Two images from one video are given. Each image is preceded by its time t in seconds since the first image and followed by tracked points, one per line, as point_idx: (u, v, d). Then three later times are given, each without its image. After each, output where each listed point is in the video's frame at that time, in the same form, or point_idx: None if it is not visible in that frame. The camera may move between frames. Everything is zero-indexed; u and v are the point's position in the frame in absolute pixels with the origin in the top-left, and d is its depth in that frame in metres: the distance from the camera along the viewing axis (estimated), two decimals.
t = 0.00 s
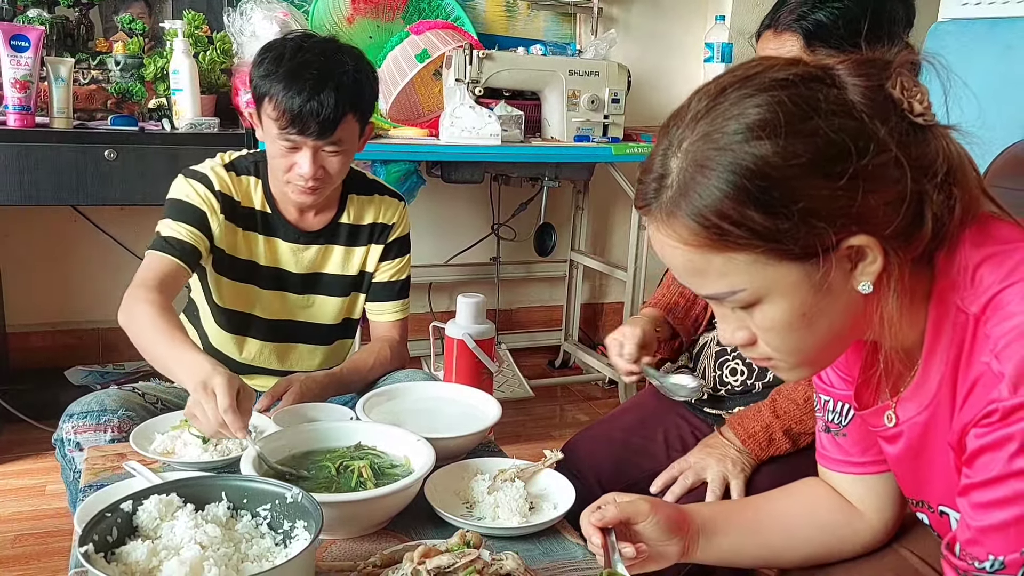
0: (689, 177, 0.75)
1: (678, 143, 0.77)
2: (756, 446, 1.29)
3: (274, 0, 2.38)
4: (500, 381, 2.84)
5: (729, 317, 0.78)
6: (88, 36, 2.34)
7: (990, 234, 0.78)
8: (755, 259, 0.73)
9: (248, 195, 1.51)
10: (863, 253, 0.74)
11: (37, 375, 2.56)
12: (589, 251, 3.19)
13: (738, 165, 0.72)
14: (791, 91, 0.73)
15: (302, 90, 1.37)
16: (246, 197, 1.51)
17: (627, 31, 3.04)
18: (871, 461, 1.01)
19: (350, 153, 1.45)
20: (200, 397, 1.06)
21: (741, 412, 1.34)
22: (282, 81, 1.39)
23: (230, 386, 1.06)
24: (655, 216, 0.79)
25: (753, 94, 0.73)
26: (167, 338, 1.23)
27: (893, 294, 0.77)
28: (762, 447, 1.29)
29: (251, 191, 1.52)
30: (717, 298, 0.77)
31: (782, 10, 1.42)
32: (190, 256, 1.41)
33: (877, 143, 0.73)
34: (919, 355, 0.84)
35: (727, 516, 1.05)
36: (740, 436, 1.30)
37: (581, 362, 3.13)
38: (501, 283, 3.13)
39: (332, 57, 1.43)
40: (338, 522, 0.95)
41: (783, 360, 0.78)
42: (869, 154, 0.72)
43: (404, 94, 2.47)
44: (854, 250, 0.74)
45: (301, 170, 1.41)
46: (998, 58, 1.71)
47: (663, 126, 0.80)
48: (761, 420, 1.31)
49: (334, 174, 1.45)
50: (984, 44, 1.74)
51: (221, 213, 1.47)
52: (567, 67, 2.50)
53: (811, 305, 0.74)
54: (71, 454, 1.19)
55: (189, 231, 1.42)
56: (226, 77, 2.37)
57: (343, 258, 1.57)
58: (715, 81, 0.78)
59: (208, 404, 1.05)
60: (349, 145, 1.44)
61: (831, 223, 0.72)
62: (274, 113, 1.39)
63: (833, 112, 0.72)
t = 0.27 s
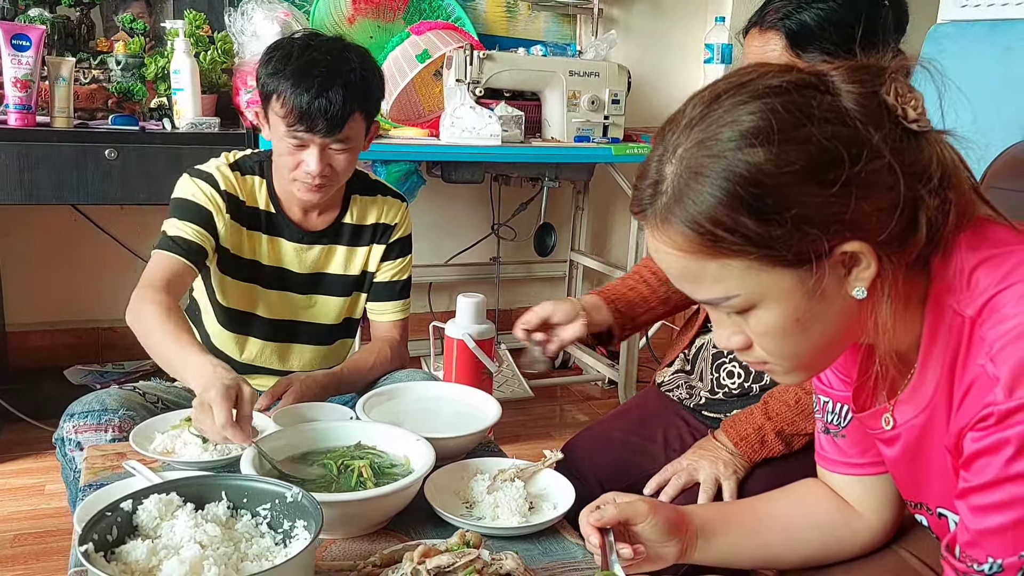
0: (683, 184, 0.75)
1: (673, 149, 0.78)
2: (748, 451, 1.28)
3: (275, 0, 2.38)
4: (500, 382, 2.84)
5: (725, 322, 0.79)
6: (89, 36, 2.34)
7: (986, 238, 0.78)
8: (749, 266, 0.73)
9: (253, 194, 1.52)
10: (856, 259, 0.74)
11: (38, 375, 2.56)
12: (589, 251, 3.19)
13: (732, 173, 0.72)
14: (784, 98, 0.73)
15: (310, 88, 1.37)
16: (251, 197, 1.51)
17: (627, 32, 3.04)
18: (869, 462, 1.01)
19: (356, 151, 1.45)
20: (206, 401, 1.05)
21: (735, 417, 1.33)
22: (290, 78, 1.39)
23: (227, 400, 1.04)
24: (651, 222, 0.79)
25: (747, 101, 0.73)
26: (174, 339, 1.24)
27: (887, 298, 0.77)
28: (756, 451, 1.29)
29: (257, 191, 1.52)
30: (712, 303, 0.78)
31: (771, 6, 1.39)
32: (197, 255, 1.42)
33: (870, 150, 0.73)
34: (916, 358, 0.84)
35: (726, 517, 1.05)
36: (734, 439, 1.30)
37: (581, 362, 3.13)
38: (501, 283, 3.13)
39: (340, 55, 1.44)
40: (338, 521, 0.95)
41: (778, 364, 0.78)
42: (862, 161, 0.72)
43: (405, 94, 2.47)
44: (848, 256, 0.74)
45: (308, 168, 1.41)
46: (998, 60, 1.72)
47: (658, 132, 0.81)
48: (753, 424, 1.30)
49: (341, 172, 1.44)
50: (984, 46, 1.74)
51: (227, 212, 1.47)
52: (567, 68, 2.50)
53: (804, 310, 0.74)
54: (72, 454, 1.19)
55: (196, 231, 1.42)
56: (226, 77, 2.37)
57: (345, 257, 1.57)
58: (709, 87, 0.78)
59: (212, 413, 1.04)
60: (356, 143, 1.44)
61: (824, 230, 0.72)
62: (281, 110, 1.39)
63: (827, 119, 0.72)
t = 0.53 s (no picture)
0: (677, 190, 0.76)
1: (667, 156, 0.78)
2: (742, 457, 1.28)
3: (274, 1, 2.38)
4: (499, 382, 2.85)
5: (721, 327, 0.79)
6: (88, 36, 2.35)
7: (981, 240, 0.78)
8: (743, 271, 0.73)
9: (246, 193, 1.51)
10: (851, 263, 0.74)
11: (37, 376, 2.56)
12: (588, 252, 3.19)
13: (724, 179, 0.72)
14: (777, 104, 0.73)
15: (298, 82, 1.38)
16: (243, 195, 1.51)
17: (626, 33, 3.04)
18: (867, 463, 1.01)
19: (347, 145, 1.45)
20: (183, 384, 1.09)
21: (727, 424, 1.34)
22: (279, 73, 1.40)
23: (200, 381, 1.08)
24: (645, 228, 0.80)
25: (740, 107, 0.74)
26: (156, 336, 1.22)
27: (882, 302, 0.78)
28: (748, 458, 1.29)
29: (250, 188, 1.52)
30: (708, 308, 0.78)
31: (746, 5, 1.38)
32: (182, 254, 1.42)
33: (863, 155, 0.73)
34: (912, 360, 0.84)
35: (725, 518, 1.05)
36: (727, 447, 1.30)
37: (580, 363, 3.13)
38: (500, 283, 3.13)
39: (329, 49, 1.44)
40: (337, 522, 0.95)
41: (774, 368, 0.79)
42: (855, 166, 0.72)
43: (404, 95, 2.47)
44: (843, 261, 0.74)
45: (298, 162, 1.41)
46: (997, 61, 1.72)
47: (652, 138, 0.81)
48: (745, 430, 1.30)
49: (332, 166, 1.44)
50: (983, 47, 1.74)
51: (216, 211, 1.47)
52: (567, 68, 2.49)
53: (800, 314, 0.75)
54: (70, 454, 1.19)
55: (183, 230, 1.42)
56: (226, 77, 2.37)
57: (342, 256, 1.57)
58: (703, 93, 0.78)
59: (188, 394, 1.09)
60: (346, 137, 1.44)
61: (818, 235, 0.72)
62: (271, 105, 1.40)
63: (819, 125, 0.72)
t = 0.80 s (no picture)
0: (674, 195, 0.76)
1: (665, 160, 0.78)
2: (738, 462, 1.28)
3: (274, 2, 2.38)
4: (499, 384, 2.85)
5: (719, 329, 0.79)
6: (88, 37, 2.35)
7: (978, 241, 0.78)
8: (741, 275, 0.73)
9: (237, 193, 1.52)
10: (849, 266, 0.74)
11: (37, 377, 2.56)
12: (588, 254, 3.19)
13: (722, 184, 0.72)
14: (773, 108, 0.73)
15: (286, 79, 1.38)
16: (235, 194, 1.52)
17: (626, 34, 3.04)
18: (866, 464, 1.01)
19: (337, 143, 1.45)
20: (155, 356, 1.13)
21: (722, 428, 1.34)
22: (267, 70, 1.40)
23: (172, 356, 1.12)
24: (643, 233, 0.80)
25: (736, 111, 0.74)
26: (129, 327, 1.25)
27: (880, 305, 0.78)
28: (743, 462, 1.28)
29: (240, 187, 1.52)
30: (707, 312, 0.78)
31: (731, 9, 1.38)
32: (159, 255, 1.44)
33: (860, 157, 0.73)
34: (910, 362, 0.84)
35: (723, 520, 1.05)
36: (721, 451, 1.30)
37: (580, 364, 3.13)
38: (500, 285, 3.13)
39: (317, 47, 1.44)
40: (335, 523, 0.95)
41: (773, 371, 0.79)
42: (852, 169, 0.72)
43: (404, 96, 2.47)
44: (841, 263, 0.74)
45: (288, 159, 1.41)
46: (997, 63, 1.71)
47: (649, 142, 0.81)
48: (739, 433, 1.30)
49: (322, 164, 1.44)
50: (983, 49, 1.74)
51: (202, 210, 1.48)
52: (566, 70, 2.50)
53: (798, 318, 0.75)
54: (69, 455, 1.19)
55: (162, 229, 1.44)
56: (226, 78, 2.37)
57: (337, 254, 1.57)
58: (699, 97, 0.79)
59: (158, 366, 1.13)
60: (335, 134, 1.44)
61: (816, 238, 0.72)
62: (260, 102, 1.40)
63: (816, 128, 0.72)
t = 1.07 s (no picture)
0: (670, 197, 0.76)
1: (660, 163, 0.78)
2: (736, 462, 1.28)
3: (272, 4, 2.39)
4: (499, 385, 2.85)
5: (716, 331, 0.79)
6: (86, 40, 2.35)
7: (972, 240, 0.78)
8: (738, 276, 0.73)
9: (226, 192, 1.52)
10: (845, 266, 0.75)
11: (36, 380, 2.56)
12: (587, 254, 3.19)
13: (718, 185, 0.72)
14: (768, 109, 0.73)
15: (273, 80, 1.38)
16: (224, 194, 1.51)
17: (624, 35, 3.04)
18: (863, 463, 1.01)
19: (326, 143, 1.45)
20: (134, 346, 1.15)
21: (721, 428, 1.34)
22: (255, 72, 1.40)
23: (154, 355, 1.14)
24: (640, 236, 0.80)
25: (731, 113, 0.74)
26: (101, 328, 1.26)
27: (876, 305, 0.78)
28: (741, 462, 1.28)
29: (231, 187, 1.52)
30: (704, 313, 0.78)
31: (720, 10, 1.38)
32: (130, 258, 1.44)
33: (854, 158, 0.73)
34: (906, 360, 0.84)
35: (721, 521, 1.05)
36: (720, 452, 1.30)
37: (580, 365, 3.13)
38: (499, 285, 3.13)
39: (306, 48, 1.44)
40: (334, 524, 0.95)
41: (771, 372, 0.79)
42: (847, 169, 0.73)
43: (401, 98, 2.47)
44: (837, 263, 0.74)
45: (277, 160, 1.41)
46: (993, 62, 1.71)
47: (644, 144, 0.81)
48: (737, 434, 1.30)
49: (311, 166, 1.44)
50: (979, 48, 1.74)
51: (185, 213, 1.48)
52: (564, 71, 2.50)
53: (795, 319, 0.75)
54: (66, 457, 1.19)
55: (137, 229, 1.43)
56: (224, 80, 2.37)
57: (333, 254, 1.57)
58: (693, 100, 0.79)
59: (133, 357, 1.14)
60: (324, 135, 1.44)
61: (812, 239, 0.73)
62: (248, 104, 1.40)
63: (811, 129, 0.73)
